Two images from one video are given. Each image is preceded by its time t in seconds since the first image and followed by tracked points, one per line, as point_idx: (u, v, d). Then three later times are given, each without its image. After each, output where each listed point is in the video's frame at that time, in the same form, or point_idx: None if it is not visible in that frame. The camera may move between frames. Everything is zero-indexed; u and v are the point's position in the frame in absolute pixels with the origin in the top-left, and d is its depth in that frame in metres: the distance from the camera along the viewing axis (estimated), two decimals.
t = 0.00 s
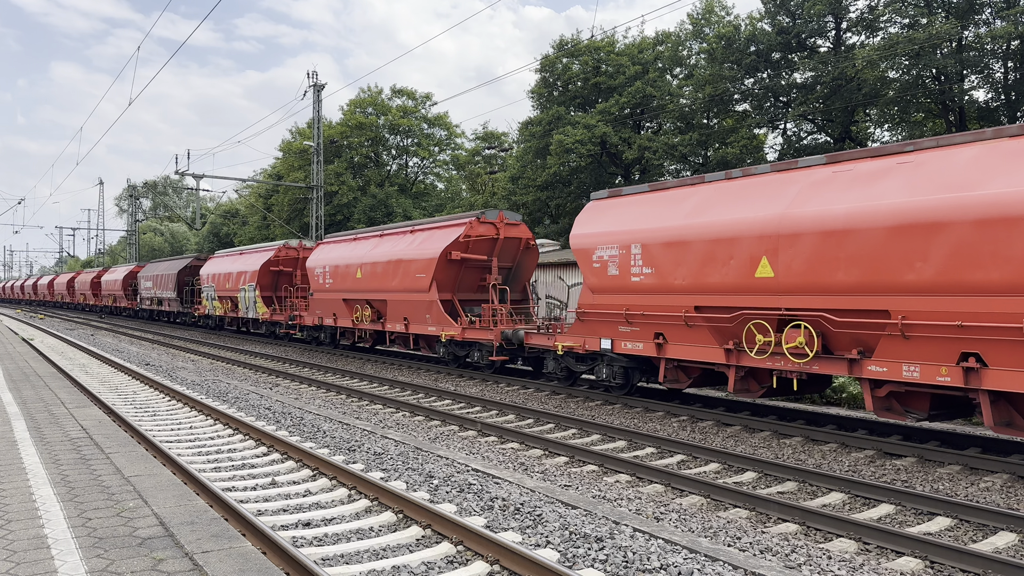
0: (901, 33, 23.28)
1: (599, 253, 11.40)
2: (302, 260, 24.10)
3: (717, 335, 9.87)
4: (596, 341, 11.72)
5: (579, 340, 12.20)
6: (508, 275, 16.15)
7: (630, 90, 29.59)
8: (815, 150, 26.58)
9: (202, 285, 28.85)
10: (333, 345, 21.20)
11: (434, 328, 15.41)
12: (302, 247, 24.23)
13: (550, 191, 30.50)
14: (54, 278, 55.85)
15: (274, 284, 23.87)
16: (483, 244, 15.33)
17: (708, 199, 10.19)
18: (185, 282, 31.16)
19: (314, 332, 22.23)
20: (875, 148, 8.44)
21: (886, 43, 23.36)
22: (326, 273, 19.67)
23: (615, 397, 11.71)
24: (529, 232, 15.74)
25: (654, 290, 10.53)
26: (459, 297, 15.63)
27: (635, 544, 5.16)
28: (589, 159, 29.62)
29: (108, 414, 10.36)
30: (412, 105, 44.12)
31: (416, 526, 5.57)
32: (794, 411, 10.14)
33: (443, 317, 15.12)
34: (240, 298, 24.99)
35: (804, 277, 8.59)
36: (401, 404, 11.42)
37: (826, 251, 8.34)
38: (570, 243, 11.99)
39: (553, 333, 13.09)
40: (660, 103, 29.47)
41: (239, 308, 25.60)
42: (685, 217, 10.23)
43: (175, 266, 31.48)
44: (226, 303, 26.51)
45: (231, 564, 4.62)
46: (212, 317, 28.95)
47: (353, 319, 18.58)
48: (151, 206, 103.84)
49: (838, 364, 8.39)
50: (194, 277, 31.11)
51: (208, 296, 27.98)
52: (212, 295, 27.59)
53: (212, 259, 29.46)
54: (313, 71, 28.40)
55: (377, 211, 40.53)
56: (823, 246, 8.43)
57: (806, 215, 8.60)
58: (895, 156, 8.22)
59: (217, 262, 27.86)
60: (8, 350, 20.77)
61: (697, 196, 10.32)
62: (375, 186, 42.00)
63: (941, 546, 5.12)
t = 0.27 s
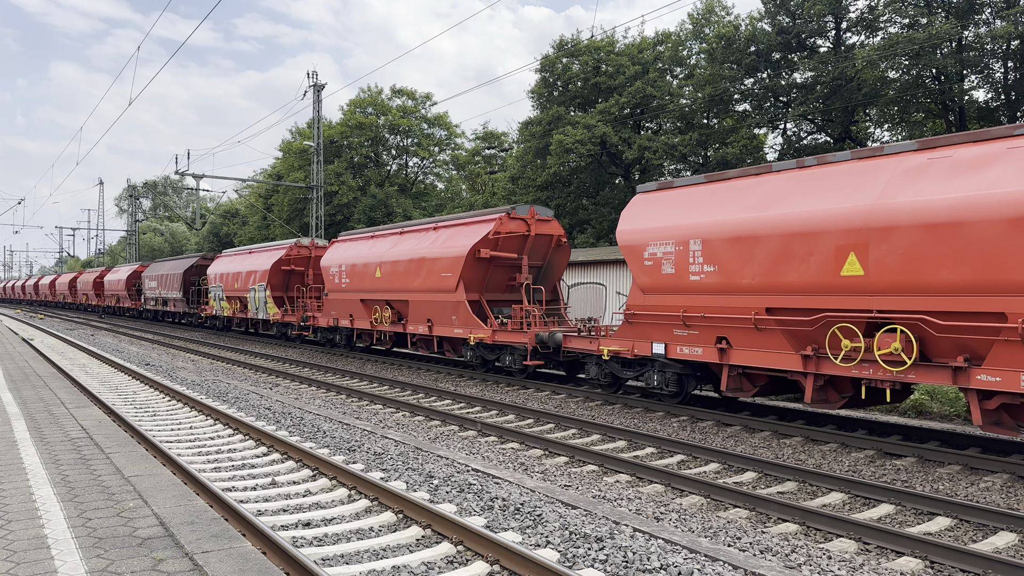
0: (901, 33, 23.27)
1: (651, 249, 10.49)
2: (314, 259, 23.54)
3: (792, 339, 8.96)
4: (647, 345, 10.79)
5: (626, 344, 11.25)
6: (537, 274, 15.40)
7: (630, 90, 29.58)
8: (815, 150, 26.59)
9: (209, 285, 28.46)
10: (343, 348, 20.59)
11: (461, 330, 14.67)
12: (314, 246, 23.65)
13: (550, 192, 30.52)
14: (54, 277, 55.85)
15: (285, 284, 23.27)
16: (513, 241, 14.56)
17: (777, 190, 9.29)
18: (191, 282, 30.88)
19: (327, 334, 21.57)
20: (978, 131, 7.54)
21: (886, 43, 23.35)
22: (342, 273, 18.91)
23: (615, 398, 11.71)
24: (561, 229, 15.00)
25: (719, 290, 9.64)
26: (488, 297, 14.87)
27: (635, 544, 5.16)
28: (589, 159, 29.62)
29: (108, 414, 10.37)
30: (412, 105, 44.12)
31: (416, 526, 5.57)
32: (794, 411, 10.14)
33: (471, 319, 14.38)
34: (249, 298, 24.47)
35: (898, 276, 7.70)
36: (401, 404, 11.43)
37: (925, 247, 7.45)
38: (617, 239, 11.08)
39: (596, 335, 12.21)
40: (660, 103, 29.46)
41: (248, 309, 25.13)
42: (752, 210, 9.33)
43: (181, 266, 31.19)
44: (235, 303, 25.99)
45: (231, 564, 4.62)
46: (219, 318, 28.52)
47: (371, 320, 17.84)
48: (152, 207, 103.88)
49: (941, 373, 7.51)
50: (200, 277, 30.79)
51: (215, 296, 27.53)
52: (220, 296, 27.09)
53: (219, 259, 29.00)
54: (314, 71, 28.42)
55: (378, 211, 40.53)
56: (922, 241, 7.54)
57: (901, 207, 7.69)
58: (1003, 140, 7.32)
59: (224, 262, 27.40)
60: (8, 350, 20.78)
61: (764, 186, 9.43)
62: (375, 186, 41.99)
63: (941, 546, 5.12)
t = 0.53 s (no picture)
0: (901, 33, 23.25)
1: (714, 245, 9.68)
2: (327, 258, 22.86)
3: (882, 344, 8.14)
4: (710, 351, 9.95)
5: (683, 349, 10.45)
6: (571, 273, 14.59)
7: (629, 90, 29.57)
8: (815, 150, 26.61)
9: (217, 284, 27.94)
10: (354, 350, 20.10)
11: (492, 332, 13.85)
12: (325, 243, 22.89)
13: (550, 192, 30.50)
14: (54, 278, 55.86)
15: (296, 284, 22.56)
16: (547, 238, 13.74)
17: (860, 179, 8.43)
18: (197, 281, 30.44)
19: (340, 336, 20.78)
20: None
21: (886, 43, 23.33)
22: (360, 271, 18.06)
23: (615, 398, 11.71)
24: (597, 225, 14.18)
25: (795, 289, 8.81)
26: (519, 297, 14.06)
27: (635, 544, 5.16)
28: (589, 159, 29.62)
29: (108, 414, 10.36)
30: (412, 105, 44.12)
31: (416, 526, 5.57)
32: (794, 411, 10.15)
33: (502, 320, 13.54)
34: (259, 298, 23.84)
35: (1012, 273, 6.84)
36: (401, 404, 11.43)
37: None
38: (673, 234, 10.27)
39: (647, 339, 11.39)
40: (660, 103, 29.46)
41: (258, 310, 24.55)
42: (832, 202, 8.49)
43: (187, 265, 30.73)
44: (244, 304, 25.35)
45: (231, 564, 4.62)
46: (227, 318, 27.97)
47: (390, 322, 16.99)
48: (152, 207, 103.89)
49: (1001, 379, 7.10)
50: (207, 276, 30.37)
51: (224, 296, 26.93)
52: (229, 295, 26.47)
53: (227, 258, 28.41)
54: (313, 71, 28.44)
55: (377, 211, 40.52)
56: None
57: (1016, 195, 6.81)
58: None
59: (233, 261, 26.84)
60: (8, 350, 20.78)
61: (845, 175, 8.58)
62: (375, 186, 41.96)
63: (941, 546, 5.11)
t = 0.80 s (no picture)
0: (901, 33, 23.24)
1: (789, 240, 8.80)
2: (341, 257, 22.16)
3: (991, 351, 7.30)
4: (782, 357, 9.07)
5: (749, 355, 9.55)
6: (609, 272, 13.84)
7: (629, 90, 29.56)
8: (815, 150, 26.62)
9: (225, 284, 27.39)
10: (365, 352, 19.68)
11: (527, 335, 13.12)
12: (340, 242, 22.22)
13: (550, 192, 30.50)
14: (54, 278, 55.88)
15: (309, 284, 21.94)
16: (585, 235, 13.03)
17: (964, 165, 7.55)
18: (205, 281, 29.96)
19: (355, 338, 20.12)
20: None
21: (886, 43, 23.32)
22: (379, 271, 17.40)
23: (615, 398, 11.71)
24: (636, 221, 13.43)
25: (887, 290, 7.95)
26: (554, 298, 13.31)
27: (635, 544, 5.15)
28: (589, 159, 29.63)
29: (108, 414, 10.37)
30: (412, 105, 44.13)
31: (417, 526, 5.57)
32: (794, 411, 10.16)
33: (536, 322, 12.87)
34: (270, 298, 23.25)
35: None
36: (401, 404, 11.42)
37: None
38: (738, 227, 9.37)
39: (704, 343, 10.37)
40: (660, 103, 29.46)
41: (269, 310, 24.01)
42: (933, 191, 7.61)
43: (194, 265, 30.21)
44: (255, 303, 24.79)
45: (231, 564, 4.62)
46: (235, 318, 27.42)
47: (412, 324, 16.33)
48: (152, 207, 103.90)
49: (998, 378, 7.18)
50: (213, 276, 29.93)
51: (233, 297, 26.36)
52: (238, 295, 25.92)
53: (236, 256, 27.84)
54: (314, 71, 28.47)
55: (377, 211, 40.52)
56: None
57: None
58: None
59: (242, 260, 26.27)
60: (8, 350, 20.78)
61: (945, 161, 7.70)
62: (375, 186, 41.95)
63: (941, 546, 5.11)
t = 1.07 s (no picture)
0: (901, 33, 23.24)
1: (879, 235, 8.01)
2: (356, 256, 21.66)
3: None
4: (870, 365, 8.22)
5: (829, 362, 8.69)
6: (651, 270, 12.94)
7: (629, 90, 29.55)
8: (815, 150, 26.63)
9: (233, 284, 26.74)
10: (379, 355, 19.12)
11: (566, 339, 12.27)
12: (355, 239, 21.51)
13: (550, 192, 30.48)
14: (53, 278, 55.93)
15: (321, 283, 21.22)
16: (628, 231, 12.13)
17: None
18: (211, 281, 29.38)
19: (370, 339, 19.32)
20: None
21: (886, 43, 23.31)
22: (400, 270, 16.55)
23: (615, 398, 11.71)
24: (684, 215, 12.48)
25: (997, 290, 7.12)
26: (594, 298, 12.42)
27: (635, 544, 5.16)
28: (589, 159, 29.63)
29: (108, 414, 10.37)
30: (412, 105, 44.13)
31: (416, 526, 5.57)
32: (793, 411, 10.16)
33: (575, 324, 12.03)
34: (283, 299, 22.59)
35: None
36: (401, 404, 11.42)
37: None
38: (819, 221, 8.56)
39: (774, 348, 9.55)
40: (660, 103, 29.46)
41: (280, 311, 23.36)
42: None
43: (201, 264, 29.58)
44: (266, 303, 24.15)
45: (231, 564, 4.62)
46: (244, 319, 26.77)
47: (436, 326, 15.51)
48: (152, 207, 103.88)
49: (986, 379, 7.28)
50: (220, 275, 29.38)
51: (242, 298, 25.70)
52: (247, 296, 25.25)
53: (245, 255, 27.20)
54: (313, 71, 28.51)
55: (377, 211, 40.52)
56: None
57: None
58: None
59: (251, 259, 25.63)
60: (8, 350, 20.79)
61: None
62: (375, 186, 41.94)
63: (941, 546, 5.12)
